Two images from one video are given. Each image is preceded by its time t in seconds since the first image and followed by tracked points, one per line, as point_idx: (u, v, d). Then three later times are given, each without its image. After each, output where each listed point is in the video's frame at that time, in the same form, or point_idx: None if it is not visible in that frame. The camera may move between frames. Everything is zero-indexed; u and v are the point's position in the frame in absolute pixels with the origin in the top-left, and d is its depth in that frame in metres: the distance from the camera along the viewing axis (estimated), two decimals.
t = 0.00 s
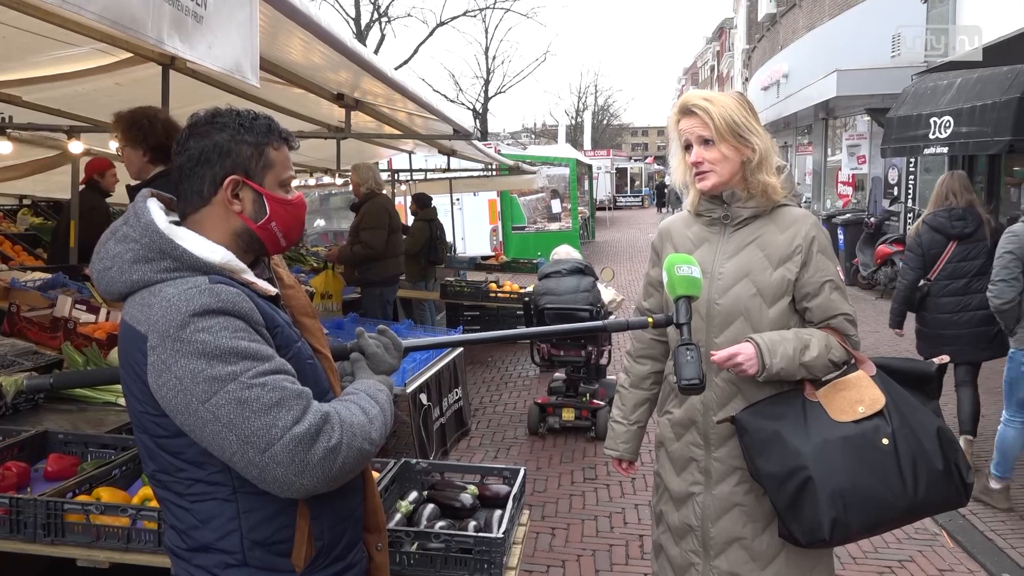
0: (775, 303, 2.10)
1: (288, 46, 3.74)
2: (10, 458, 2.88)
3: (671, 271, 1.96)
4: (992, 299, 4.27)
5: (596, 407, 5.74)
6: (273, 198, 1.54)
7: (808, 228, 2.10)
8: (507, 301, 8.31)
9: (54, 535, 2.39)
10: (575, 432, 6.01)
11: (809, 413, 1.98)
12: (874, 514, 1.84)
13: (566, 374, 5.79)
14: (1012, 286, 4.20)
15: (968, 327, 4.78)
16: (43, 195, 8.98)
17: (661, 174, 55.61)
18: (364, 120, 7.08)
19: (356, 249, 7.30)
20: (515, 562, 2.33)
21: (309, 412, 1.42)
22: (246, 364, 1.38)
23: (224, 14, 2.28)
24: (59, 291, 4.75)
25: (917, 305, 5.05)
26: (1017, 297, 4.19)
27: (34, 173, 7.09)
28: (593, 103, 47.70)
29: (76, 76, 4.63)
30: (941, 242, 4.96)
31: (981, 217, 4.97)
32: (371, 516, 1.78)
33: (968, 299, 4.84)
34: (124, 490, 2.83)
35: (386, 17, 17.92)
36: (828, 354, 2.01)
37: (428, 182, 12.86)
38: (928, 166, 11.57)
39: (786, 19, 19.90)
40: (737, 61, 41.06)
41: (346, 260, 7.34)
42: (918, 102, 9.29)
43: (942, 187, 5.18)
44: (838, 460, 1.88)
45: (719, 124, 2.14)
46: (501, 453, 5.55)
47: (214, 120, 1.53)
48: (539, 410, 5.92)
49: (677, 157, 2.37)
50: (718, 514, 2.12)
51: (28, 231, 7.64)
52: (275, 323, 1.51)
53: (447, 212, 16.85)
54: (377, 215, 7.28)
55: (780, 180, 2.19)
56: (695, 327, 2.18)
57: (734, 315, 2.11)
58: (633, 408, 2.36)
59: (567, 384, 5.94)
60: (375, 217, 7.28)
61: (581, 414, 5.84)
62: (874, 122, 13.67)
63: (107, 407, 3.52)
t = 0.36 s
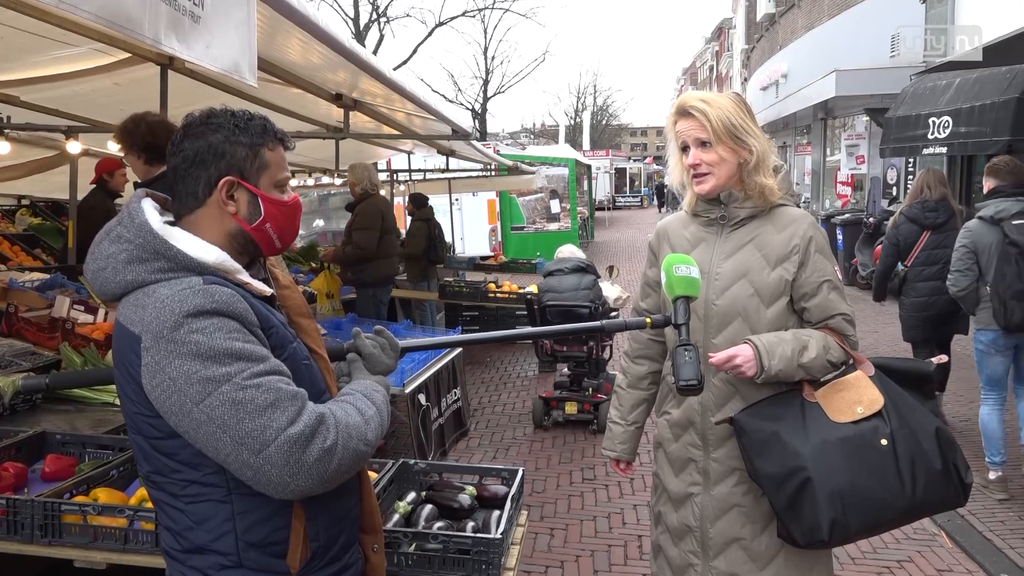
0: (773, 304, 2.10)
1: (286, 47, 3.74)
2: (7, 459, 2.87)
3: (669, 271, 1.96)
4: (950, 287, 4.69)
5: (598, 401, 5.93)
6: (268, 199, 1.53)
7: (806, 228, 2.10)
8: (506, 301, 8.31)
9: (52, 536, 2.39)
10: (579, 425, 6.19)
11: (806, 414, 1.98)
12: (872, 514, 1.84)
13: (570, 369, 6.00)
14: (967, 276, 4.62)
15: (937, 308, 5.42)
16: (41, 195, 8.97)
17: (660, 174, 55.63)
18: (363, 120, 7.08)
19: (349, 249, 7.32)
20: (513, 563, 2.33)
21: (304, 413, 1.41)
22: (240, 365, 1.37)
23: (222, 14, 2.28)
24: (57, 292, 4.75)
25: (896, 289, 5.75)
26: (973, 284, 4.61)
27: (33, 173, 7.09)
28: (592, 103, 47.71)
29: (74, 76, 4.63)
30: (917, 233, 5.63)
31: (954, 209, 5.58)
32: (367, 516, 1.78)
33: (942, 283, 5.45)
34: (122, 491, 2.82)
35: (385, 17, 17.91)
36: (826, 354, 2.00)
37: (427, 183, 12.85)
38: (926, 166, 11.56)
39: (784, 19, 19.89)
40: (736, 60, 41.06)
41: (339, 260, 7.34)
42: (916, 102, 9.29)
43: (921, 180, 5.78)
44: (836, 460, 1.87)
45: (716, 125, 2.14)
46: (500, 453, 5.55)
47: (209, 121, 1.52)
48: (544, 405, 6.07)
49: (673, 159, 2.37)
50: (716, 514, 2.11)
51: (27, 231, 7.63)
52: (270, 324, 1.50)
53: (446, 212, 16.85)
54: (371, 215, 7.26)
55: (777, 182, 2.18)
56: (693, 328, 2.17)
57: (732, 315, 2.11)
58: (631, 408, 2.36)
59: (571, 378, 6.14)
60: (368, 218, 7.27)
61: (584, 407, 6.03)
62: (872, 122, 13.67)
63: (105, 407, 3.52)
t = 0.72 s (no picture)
0: (772, 303, 2.09)
1: (286, 45, 3.73)
2: (5, 458, 2.87)
3: (670, 271, 1.95)
4: (932, 280, 4.84)
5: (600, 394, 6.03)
6: (265, 199, 1.53)
7: (805, 227, 2.10)
8: (506, 301, 8.30)
9: (50, 535, 2.39)
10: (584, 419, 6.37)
11: (805, 414, 1.97)
12: (869, 515, 1.84)
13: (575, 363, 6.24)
14: (947, 269, 4.78)
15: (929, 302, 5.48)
16: (41, 194, 8.97)
17: (660, 174, 55.63)
18: (363, 120, 7.07)
19: (345, 248, 7.33)
20: (512, 562, 2.32)
21: (301, 412, 1.41)
22: (237, 364, 1.37)
23: (221, 12, 2.28)
24: (57, 291, 4.75)
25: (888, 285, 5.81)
26: (951, 277, 4.76)
27: (33, 172, 7.08)
28: (593, 103, 47.70)
29: (73, 75, 4.63)
30: (907, 231, 5.69)
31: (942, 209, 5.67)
32: (363, 515, 1.78)
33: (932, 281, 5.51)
34: (120, 490, 2.82)
35: (386, 17, 17.90)
36: (824, 355, 2.00)
37: (427, 182, 12.84)
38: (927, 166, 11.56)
39: (785, 19, 19.87)
40: (737, 60, 41.03)
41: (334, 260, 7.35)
42: (917, 102, 9.28)
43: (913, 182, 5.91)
44: (834, 461, 1.87)
45: (716, 126, 2.13)
46: (500, 453, 5.55)
47: (205, 120, 1.52)
48: (550, 398, 6.27)
49: (673, 159, 2.36)
50: (714, 514, 2.11)
51: (26, 230, 7.62)
52: (266, 322, 1.50)
53: (446, 212, 16.85)
54: (364, 212, 7.25)
55: (777, 182, 2.18)
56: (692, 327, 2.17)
57: (731, 314, 2.11)
58: (629, 407, 2.36)
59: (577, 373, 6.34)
60: (361, 216, 7.26)
61: (589, 401, 6.20)
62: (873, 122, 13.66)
63: (104, 407, 3.52)
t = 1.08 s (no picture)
0: (772, 302, 2.09)
1: (287, 44, 3.72)
2: (5, 456, 2.87)
3: (668, 270, 1.95)
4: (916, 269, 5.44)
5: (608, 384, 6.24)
6: (268, 193, 1.53)
7: (805, 227, 2.10)
8: (506, 300, 8.30)
9: (49, 534, 2.39)
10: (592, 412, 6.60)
11: (804, 414, 1.97)
12: (868, 516, 1.84)
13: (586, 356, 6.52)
14: (929, 258, 5.38)
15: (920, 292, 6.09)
16: (41, 192, 8.96)
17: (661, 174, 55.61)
18: (363, 118, 7.06)
19: (342, 244, 7.32)
20: (511, 562, 2.32)
21: (296, 420, 1.41)
22: (233, 369, 1.37)
23: (221, 11, 2.27)
24: (57, 289, 4.75)
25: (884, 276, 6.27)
26: (933, 266, 5.37)
27: (33, 170, 7.08)
28: (594, 102, 47.68)
29: (74, 74, 4.62)
30: (902, 227, 6.15)
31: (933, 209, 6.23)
32: (362, 515, 1.77)
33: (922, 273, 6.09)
34: (120, 488, 2.82)
35: (386, 15, 17.88)
36: (824, 355, 2.00)
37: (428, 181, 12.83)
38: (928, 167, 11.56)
39: (786, 19, 19.86)
40: (738, 59, 41.01)
41: (331, 257, 7.35)
42: (918, 102, 9.27)
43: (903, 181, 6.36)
44: (832, 461, 1.87)
45: (718, 125, 2.13)
46: (500, 452, 5.55)
47: (197, 121, 1.50)
48: (560, 389, 6.50)
49: (674, 158, 2.36)
50: (712, 513, 2.11)
51: (26, 229, 7.61)
52: (266, 323, 1.50)
53: (447, 211, 16.86)
54: (359, 209, 7.28)
55: (779, 182, 2.18)
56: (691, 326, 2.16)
57: (731, 314, 2.11)
58: (628, 405, 2.35)
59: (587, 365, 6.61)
60: (356, 212, 7.28)
61: (597, 392, 6.47)
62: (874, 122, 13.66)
63: (104, 405, 3.53)
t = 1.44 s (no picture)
0: (773, 300, 2.09)
1: (288, 43, 3.72)
2: (7, 455, 2.87)
3: (666, 269, 1.94)
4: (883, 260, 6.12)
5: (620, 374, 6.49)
6: (274, 195, 1.53)
7: (805, 224, 2.10)
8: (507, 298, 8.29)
9: (51, 533, 2.39)
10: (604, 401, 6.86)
11: (806, 412, 1.97)
12: (871, 514, 1.83)
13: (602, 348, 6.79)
14: (895, 250, 6.05)
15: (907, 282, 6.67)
16: (43, 191, 8.97)
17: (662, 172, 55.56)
18: (365, 116, 7.06)
19: (343, 239, 7.33)
20: (513, 561, 2.32)
21: (288, 428, 1.39)
22: (226, 374, 1.35)
23: (222, 9, 2.27)
24: (58, 288, 4.75)
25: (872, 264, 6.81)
26: (899, 257, 6.04)
27: (34, 170, 7.09)
28: (595, 100, 47.64)
29: (75, 73, 4.63)
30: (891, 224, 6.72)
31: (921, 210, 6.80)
32: (364, 514, 1.77)
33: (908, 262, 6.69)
34: (122, 487, 2.82)
35: (388, 13, 17.88)
36: (825, 352, 2.00)
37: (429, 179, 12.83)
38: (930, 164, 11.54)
39: (788, 16, 19.81)
40: (739, 56, 40.96)
41: (331, 253, 7.34)
42: (920, 99, 9.26)
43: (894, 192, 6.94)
44: (835, 458, 1.86)
45: (722, 123, 2.11)
46: (502, 450, 5.56)
47: (206, 121, 1.49)
48: (574, 378, 6.73)
49: (678, 144, 2.36)
50: (716, 512, 2.11)
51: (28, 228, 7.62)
52: (266, 323, 1.49)
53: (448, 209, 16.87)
54: (357, 205, 7.35)
55: (778, 194, 2.13)
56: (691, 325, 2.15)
57: (732, 312, 2.10)
58: (630, 406, 2.35)
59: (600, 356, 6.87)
60: (354, 208, 7.35)
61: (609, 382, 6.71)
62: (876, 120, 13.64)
63: (106, 404, 3.53)
